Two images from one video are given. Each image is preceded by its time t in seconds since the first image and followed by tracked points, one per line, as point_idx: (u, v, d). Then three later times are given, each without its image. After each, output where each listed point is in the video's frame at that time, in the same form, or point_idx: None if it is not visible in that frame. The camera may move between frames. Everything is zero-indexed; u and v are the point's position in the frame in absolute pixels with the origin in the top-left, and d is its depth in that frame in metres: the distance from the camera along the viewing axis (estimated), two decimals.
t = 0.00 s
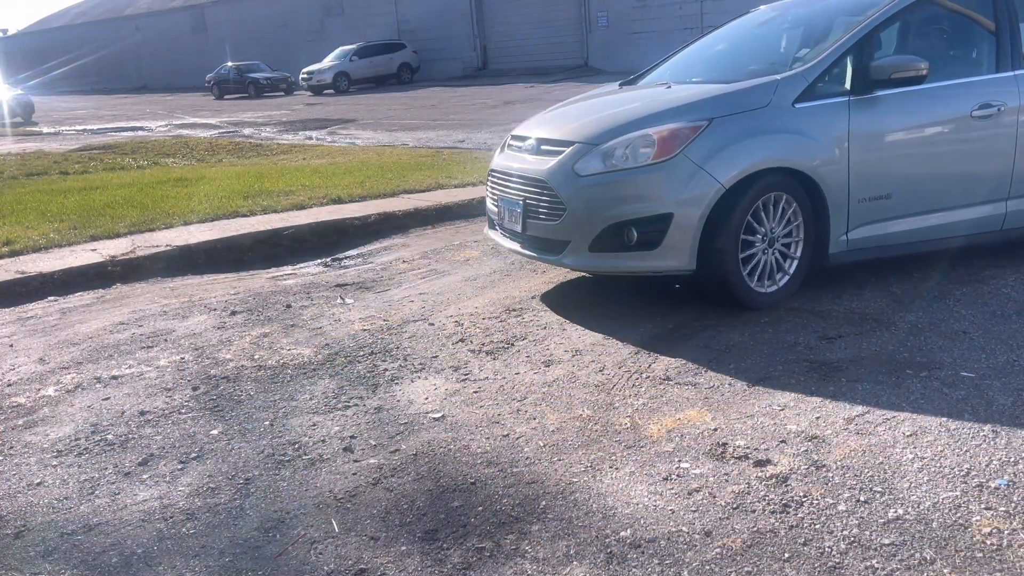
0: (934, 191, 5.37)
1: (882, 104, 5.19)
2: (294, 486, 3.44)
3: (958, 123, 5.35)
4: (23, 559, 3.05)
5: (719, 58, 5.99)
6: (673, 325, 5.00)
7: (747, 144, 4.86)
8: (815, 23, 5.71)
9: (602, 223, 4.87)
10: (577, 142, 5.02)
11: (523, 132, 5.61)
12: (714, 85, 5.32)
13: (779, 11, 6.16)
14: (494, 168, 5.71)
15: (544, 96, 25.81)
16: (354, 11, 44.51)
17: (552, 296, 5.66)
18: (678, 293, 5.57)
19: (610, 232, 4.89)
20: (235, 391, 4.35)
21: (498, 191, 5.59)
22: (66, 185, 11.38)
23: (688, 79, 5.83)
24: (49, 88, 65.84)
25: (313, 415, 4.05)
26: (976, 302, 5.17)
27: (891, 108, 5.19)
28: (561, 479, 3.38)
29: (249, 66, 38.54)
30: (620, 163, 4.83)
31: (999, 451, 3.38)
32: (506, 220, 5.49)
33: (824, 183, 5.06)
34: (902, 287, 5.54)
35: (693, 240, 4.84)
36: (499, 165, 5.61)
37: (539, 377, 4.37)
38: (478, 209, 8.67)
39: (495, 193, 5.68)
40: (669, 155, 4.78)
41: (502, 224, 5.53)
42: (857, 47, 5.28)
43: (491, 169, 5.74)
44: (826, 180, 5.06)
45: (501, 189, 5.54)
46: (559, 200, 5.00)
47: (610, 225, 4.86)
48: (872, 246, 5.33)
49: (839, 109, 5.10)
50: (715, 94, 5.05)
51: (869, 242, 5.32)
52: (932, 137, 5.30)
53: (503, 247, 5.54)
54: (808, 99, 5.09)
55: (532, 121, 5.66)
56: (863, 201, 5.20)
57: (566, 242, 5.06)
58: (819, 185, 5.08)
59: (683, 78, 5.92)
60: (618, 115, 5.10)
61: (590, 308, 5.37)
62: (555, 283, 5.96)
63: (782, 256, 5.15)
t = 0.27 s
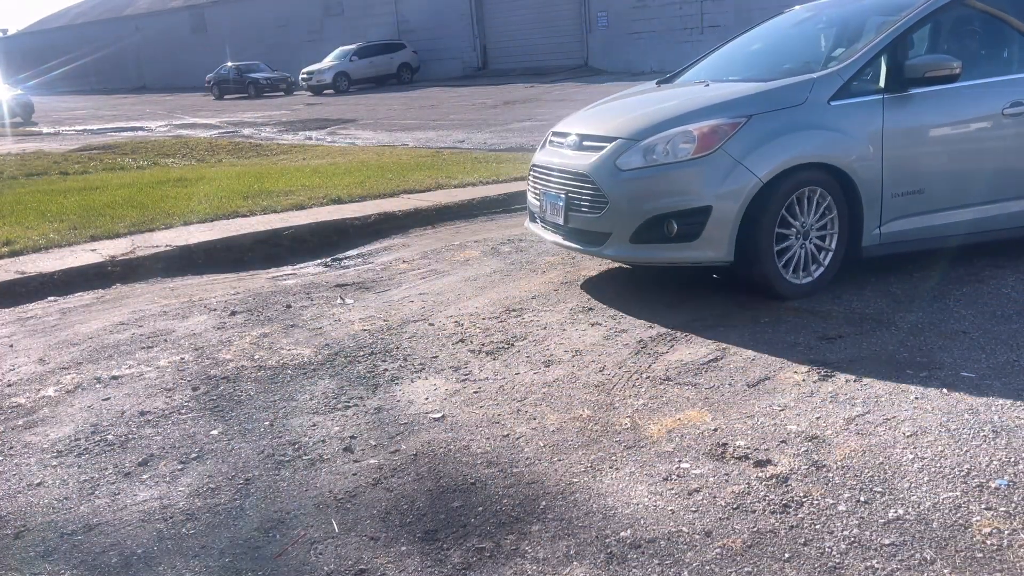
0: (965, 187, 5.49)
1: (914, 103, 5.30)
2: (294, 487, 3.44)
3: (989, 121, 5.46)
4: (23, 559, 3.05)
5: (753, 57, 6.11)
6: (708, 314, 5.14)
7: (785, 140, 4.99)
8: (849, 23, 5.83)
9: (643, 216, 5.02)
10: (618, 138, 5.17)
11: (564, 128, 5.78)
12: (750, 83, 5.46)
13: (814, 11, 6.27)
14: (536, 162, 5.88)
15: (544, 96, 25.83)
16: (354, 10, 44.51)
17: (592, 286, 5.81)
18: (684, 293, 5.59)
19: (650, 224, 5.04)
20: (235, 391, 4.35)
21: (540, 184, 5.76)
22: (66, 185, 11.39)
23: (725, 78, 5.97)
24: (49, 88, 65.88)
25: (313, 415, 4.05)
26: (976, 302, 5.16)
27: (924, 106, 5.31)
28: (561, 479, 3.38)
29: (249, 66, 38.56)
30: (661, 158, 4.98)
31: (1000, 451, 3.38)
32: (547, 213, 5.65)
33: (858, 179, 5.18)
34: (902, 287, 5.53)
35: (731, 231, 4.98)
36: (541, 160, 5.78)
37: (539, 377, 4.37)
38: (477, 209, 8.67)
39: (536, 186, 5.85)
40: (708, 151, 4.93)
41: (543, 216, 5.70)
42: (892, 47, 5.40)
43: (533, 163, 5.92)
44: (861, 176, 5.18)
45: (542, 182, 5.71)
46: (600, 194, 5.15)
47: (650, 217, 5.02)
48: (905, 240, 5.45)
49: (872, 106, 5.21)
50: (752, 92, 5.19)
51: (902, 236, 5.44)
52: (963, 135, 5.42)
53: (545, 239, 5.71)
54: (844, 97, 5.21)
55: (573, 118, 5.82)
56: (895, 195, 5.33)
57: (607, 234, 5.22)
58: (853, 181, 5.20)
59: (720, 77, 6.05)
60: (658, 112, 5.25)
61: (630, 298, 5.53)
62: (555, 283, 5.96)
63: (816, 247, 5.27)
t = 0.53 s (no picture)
0: (1001, 183, 5.58)
1: (951, 101, 5.39)
2: (294, 486, 3.44)
3: None
4: (24, 559, 3.05)
5: (790, 57, 6.23)
6: (747, 305, 5.26)
7: (824, 137, 5.12)
8: (886, 23, 5.92)
9: (687, 209, 5.18)
10: (662, 134, 5.33)
11: (607, 124, 5.93)
12: (790, 82, 5.60)
13: (851, 11, 6.37)
14: (579, 158, 6.04)
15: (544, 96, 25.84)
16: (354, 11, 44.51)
17: (633, 277, 5.97)
18: (683, 292, 5.58)
19: (694, 217, 5.20)
20: (235, 391, 4.35)
21: (584, 179, 5.91)
22: (66, 185, 11.40)
23: (764, 78, 6.08)
24: (49, 89, 65.94)
25: (313, 415, 4.05)
26: (977, 301, 5.15)
27: (960, 104, 5.40)
28: (561, 479, 3.38)
29: (249, 66, 38.56)
30: (704, 153, 5.13)
31: (1000, 451, 3.37)
32: (591, 207, 5.81)
33: (896, 174, 5.29)
34: (902, 286, 5.51)
35: (772, 224, 5.12)
36: (584, 156, 5.94)
37: (539, 377, 4.37)
38: (477, 209, 8.67)
39: (580, 181, 6.01)
40: (750, 147, 5.07)
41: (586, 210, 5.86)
42: (929, 46, 5.49)
43: (576, 159, 6.08)
44: (898, 172, 5.29)
45: (586, 177, 5.87)
46: (645, 188, 5.31)
47: (694, 210, 5.17)
48: (942, 233, 5.55)
49: (911, 103, 5.32)
50: (792, 90, 5.32)
51: (938, 230, 5.54)
52: (999, 131, 5.50)
53: (588, 232, 5.86)
54: (882, 95, 5.31)
55: (615, 115, 5.98)
56: (933, 190, 5.43)
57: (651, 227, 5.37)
58: (891, 176, 5.30)
59: (758, 76, 6.17)
60: (700, 110, 5.39)
61: (670, 289, 5.68)
62: (555, 283, 5.97)
63: (854, 241, 5.37)
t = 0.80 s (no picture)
0: None
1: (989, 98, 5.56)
2: (294, 486, 3.44)
3: None
4: (23, 559, 3.05)
5: (828, 55, 6.38)
6: (749, 304, 5.26)
7: (868, 131, 5.27)
8: (924, 22, 6.06)
9: (733, 201, 5.36)
10: (709, 129, 5.52)
11: (652, 121, 6.13)
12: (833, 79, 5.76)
13: (888, 11, 6.51)
14: (624, 153, 6.23)
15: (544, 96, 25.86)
16: (354, 10, 44.51)
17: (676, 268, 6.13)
18: (684, 292, 5.58)
19: (740, 209, 5.38)
20: (234, 391, 4.35)
21: (629, 173, 6.11)
22: (66, 185, 11.41)
23: (804, 75, 6.24)
24: (50, 89, 65.98)
25: (313, 415, 4.05)
26: (977, 301, 5.14)
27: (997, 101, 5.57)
28: (561, 479, 3.38)
29: (249, 66, 38.57)
30: (751, 148, 5.32)
31: (999, 451, 3.37)
32: (636, 200, 6.01)
33: (936, 168, 5.45)
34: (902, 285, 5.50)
35: (817, 215, 5.28)
36: (630, 151, 6.14)
37: (539, 377, 4.37)
38: (477, 209, 8.67)
39: (625, 176, 6.20)
40: (796, 141, 5.24)
41: (632, 204, 6.05)
42: (970, 43, 5.64)
43: (621, 154, 6.27)
44: (939, 166, 5.45)
45: (631, 172, 6.06)
46: (692, 181, 5.50)
47: (740, 202, 5.35)
48: (978, 226, 5.72)
49: (952, 99, 5.48)
50: (836, 86, 5.48)
51: (976, 222, 5.72)
52: None
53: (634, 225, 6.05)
54: (923, 91, 5.46)
55: (659, 113, 6.17)
56: (972, 183, 5.60)
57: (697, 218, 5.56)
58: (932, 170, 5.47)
59: (798, 74, 6.32)
60: (746, 106, 5.57)
61: (714, 279, 5.86)
62: (556, 282, 5.97)
63: (894, 234, 5.52)
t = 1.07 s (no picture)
0: None
1: None
2: (294, 486, 3.44)
3: None
4: (23, 559, 3.05)
5: (867, 55, 6.49)
6: (750, 305, 5.26)
7: (915, 127, 5.39)
8: (961, 22, 6.18)
9: (780, 197, 5.48)
10: (756, 127, 5.64)
11: (696, 119, 6.26)
12: (876, 77, 5.86)
13: (924, 11, 6.63)
14: (667, 150, 6.37)
15: (544, 96, 25.87)
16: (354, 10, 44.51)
17: (718, 261, 6.25)
18: (684, 292, 5.58)
19: (787, 204, 5.50)
20: (234, 391, 4.35)
21: (672, 170, 6.24)
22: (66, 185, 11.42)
23: (844, 74, 6.35)
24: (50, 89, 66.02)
25: (314, 416, 4.05)
26: (978, 300, 5.14)
27: None
28: (560, 479, 3.38)
29: (249, 67, 38.59)
30: (797, 145, 5.44)
31: (999, 451, 3.37)
32: (680, 197, 6.15)
33: (980, 165, 5.58)
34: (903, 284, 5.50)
35: (862, 210, 5.39)
36: (673, 149, 6.27)
37: (539, 377, 4.37)
38: (477, 209, 8.67)
39: (668, 173, 6.33)
40: (842, 138, 5.35)
41: (676, 200, 6.20)
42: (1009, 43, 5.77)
43: (664, 151, 6.41)
44: (982, 162, 5.58)
45: (675, 168, 6.20)
46: (739, 177, 5.64)
47: (787, 198, 5.47)
48: (1016, 221, 5.87)
49: (993, 98, 5.61)
50: (881, 84, 5.59)
51: (1013, 218, 5.86)
52: None
53: (678, 220, 6.19)
54: (966, 89, 5.58)
55: (702, 111, 6.31)
56: (1012, 180, 5.74)
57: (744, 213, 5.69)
58: (975, 167, 5.59)
59: (837, 74, 6.44)
60: (792, 103, 5.69)
61: (759, 272, 5.98)
62: (556, 283, 5.97)
63: (936, 230, 5.64)
